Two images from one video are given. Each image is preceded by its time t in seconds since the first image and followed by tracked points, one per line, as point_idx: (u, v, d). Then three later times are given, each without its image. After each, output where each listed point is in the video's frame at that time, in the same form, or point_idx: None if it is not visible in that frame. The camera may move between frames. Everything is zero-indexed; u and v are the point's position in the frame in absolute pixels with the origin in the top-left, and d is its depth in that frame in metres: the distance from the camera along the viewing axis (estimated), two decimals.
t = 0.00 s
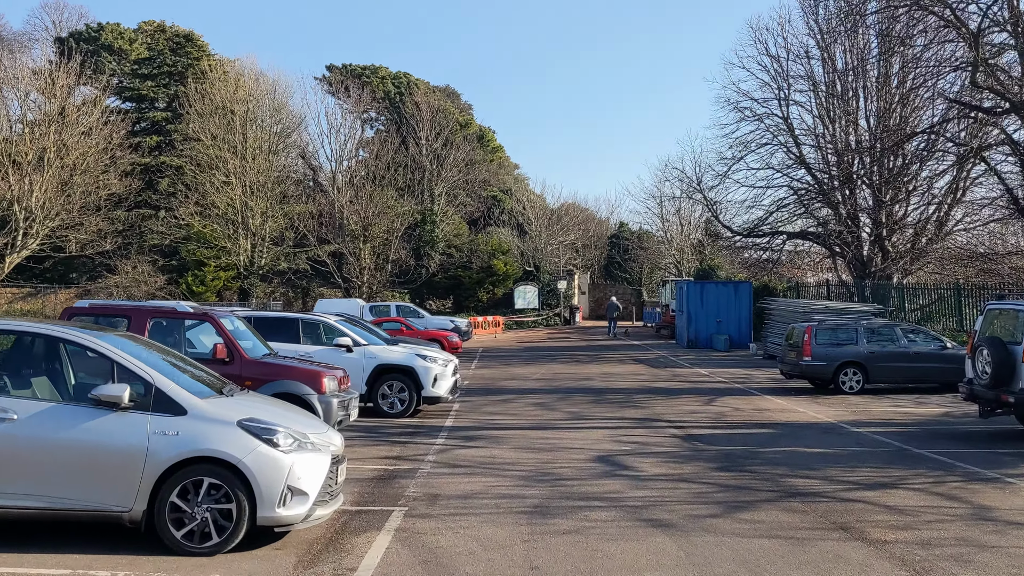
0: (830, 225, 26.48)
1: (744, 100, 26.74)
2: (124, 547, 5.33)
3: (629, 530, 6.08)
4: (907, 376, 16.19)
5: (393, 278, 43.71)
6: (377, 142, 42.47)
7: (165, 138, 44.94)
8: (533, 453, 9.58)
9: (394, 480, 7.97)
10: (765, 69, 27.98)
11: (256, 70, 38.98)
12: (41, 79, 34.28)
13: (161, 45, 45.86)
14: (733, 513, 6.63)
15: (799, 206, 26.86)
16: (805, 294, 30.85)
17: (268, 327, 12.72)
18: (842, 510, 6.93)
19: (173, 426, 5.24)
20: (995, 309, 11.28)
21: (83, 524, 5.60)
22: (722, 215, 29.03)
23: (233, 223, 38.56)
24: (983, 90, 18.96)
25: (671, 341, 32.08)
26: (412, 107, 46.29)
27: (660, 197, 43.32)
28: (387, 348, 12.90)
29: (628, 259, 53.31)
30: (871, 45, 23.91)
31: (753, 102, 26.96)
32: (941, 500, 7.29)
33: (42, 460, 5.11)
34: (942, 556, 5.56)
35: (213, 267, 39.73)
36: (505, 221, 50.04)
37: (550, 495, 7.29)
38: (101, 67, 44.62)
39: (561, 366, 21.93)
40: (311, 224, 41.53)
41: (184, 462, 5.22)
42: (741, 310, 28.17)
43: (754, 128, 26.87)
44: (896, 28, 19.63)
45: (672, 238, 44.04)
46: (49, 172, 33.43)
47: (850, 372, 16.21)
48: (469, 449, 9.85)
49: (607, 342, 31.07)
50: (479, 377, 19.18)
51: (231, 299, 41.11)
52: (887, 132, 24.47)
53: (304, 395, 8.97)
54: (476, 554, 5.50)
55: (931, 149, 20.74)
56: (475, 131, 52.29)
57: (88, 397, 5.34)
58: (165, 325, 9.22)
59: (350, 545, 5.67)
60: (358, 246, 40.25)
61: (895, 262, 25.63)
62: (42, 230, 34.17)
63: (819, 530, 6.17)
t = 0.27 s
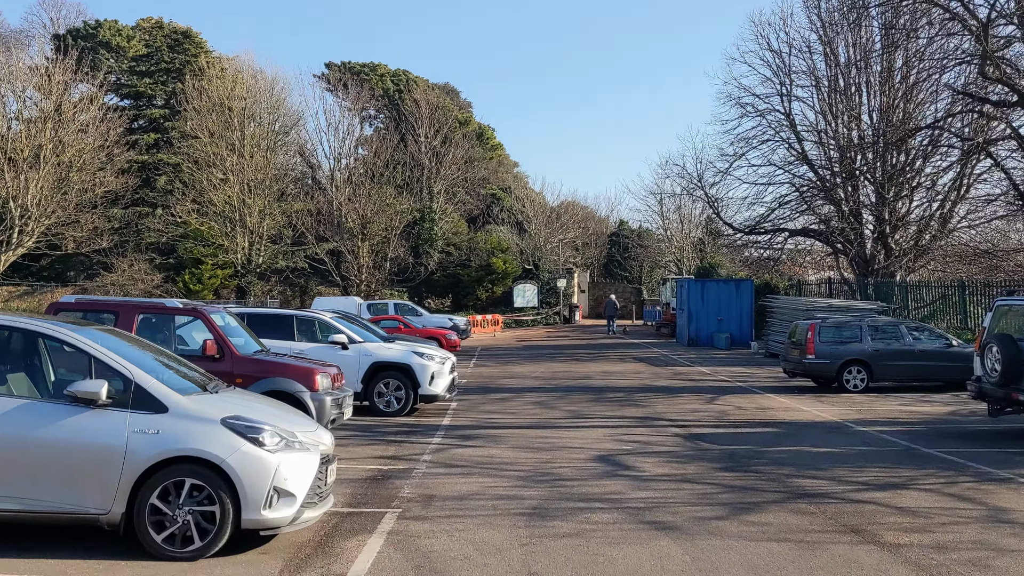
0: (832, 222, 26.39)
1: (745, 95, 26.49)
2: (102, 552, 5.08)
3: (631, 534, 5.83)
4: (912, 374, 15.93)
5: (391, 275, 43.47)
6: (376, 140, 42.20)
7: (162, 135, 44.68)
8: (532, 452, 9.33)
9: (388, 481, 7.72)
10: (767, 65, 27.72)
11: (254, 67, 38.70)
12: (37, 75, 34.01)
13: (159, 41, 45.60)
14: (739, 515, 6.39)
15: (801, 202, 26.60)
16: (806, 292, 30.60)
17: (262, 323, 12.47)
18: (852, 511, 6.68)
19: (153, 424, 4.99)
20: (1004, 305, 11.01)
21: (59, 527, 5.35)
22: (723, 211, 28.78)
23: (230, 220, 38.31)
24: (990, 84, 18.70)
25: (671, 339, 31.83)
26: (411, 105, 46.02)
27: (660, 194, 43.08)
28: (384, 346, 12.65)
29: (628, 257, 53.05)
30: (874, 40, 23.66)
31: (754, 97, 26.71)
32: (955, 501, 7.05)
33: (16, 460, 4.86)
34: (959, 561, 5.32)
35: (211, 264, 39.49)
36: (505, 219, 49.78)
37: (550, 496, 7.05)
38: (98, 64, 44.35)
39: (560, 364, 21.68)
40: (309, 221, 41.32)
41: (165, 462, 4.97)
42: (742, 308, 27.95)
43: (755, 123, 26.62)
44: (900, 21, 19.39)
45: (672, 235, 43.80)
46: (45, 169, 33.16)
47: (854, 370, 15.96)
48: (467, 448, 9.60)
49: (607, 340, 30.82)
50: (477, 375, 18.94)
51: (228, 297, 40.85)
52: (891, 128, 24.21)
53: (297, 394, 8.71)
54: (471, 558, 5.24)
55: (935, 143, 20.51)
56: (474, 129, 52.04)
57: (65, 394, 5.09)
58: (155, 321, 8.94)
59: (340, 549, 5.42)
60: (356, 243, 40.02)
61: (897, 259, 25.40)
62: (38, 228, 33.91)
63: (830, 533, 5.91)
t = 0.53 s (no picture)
0: (834, 221, 26.18)
1: (747, 94, 26.26)
2: (81, 566, 4.85)
3: (635, 545, 5.61)
4: (918, 375, 15.71)
5: (389, 275, 43.26)
6: (375, 139, 42.00)
7: (161, 135, 44.45)
8: (532, 457, 9.10)
9: (383, 487, 7.48)
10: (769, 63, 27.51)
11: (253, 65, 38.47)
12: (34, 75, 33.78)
13: (157, 40, 45.38)
14: (747, 525, 6.16)
15: (803, 202, 26.40)
16: (807, 292, 30.39)
17: (257, 324, 12.24)
18: (863, 520, 6.45)
19: (134, 433, 4.75)
20: (1015, 305, 10.75)
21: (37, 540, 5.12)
22: (724, 211, 28.58)
23: (228, 220, 38.08)
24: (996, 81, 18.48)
25: (672, 339, 31.60)
26: (410, 104, 45.80)
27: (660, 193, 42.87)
28: (381, 347, 12.41)
29: (628, 257, 52.85)
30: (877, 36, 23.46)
31: (756, 96, 26.49)
32: (969, 509, 6.82)
33: None
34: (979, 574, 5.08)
35: (209, 265, 39.25)
36: (504, 218, 49.55)
37: (550, 504, 6.82)
38: (96, 64, 44.13)
39: (560, 365, 21.45)
40: (308, 221, 41.11)
41: (146, 473, 4.73)
42: (743, 308, 27.68)
43: (757, 122, 26.41)
44: (905, 18, 19.17)
45: (672, 235, 43.60)
46: (42, 168, 32.92)
47: (859, 371, 15.73)
48: (465, 453, 9.37)
49: (607, 341, 30.59)
50: (476, 376, 18.71)
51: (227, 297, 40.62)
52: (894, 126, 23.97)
53: (291, 397, 8.48)
54: (468, 573, 5.01)
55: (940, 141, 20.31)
56: (473, 128, 51.80)
57: (43, 401, 4.85)
58: (145, 323, 8.70)
59: (331, 561, 5.18)
60: (355, 243, 39.81)
61: (900, 259, 25.18)
62: (35, 228, 33.67)
63: (842, 544, 5.68)
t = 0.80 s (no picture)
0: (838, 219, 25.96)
1: (750, 90, 26.02)
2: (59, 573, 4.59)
3: (643, 550, 5.35)
4: (925, 375, 15.45)
5: (389, 274, 43.03)
6: (375, 137, 41.77)
7: (159, 133, 44.18)
8: (533, 458, 8.84)
9: (379, 489, 7.22)
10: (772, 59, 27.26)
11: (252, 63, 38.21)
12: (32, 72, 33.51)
13: (156, 38, 45.13)
14: (759, 529, 5.90)
15: (807, 200, 26.13)
16: (811, 291, 30.12)
17: (252, 322, 11.97)
18: (880, 523, 6.19)
19: (115, 432, 4.49)
20: None
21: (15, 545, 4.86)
22: (727, 209, 28.32)
23: (227, 218, 37.83)
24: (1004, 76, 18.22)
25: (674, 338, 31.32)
26: (410, 102, 45.55)
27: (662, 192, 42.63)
28: (379, 345, 12.15)
29: (629, 256, 52.60)
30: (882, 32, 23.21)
31: (759, 92, 26.24)
32: (988, 512, 6.56)
33: None
34: None
35: (207, 263, 38.98)
36: (504, 217, 49.29)
37: (553, 507, 6.56)
38: (94, 61, 43.88)
39: (561, 364, 21.19)
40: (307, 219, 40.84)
41: (127, 474, 4.47)
42: (746, 307, 27.38)
43: (760, 119, 26.15)
44: (911, 12, 18.91)
45: (674, 234, 43.35)
46: (39, 166, 32.65)
47: (865, 370, 15.47)
48: (465, 453, 9.11)
49: (609, 340, 30.31)
50: (476, 375, 18.45)
51: (226, 296, 40.34)
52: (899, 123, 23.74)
53: (285, 396, 8.22)
54: None
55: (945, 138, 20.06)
56: (474, 126, 51.55)
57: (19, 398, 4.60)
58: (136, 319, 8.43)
59: (323, 567, 4.93)
60: (354, 242, 39.54)
61: (905, 257, 24.93)
62: (32, 226, 33.39)
63: (860, 549, 5.43)
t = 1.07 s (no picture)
0: (837, 218, 25.70)
1: (748, 88, 25.76)
2: None
3: (645, 565, 5.09)
4: (927, 376, 15.23)
5: (384, 273, 42.72)
6: (369, 135, 41.46)
7: (152, 130, 43.79)
8: (530, 463, 8.58)
9: (370, 498, 6.96)
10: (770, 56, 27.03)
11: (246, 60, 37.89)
12: (22, 68, 33.11)
13: (149, 34, 44.75)
14: (765, 541, 5.65)
15: (805, 198, 25.88)
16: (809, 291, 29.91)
17: (241, 323, 11.69)
18: (890, 533, 5.94)
19: (84, 443, 4.22)
20: None
21: None
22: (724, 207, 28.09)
23: (220, 216, 37.46)
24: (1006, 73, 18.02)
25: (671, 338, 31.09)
26: (405, 99, 45.25)
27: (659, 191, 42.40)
28: (371, 346, 11.88)
29: (626, 256, 52.36)
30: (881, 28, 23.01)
31: (757, 90, 25.98)
32: (1002, 522, 6.32)
33: None
34: None
35: (200, 262, 38.55)
36: (500, 216, 49.02)
37: (550, 516, 6.30)
38: (87, 58, 43.48)
39: (558, 365, 20.94)
40: (302, 217, 40.51)
41: (97, 487, 4.20)
42: (744, 307, 27.13)
43: (757, 117, 25.92)
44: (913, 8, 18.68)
45: (671, 233, 43.14)
46: (30, 163, 32.24)
47: (866, 371, 15.25)
48: (459, 458, 8.85)
49: (605, 340, 30.06)
50: (471, 376, 18.19)
51: (219, 295, 39.95)
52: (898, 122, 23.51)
53: (272, 400, 7.95)
54: None
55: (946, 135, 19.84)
56: (470, 124, 51.25)
57: None
58: (119, 321, 8.15)
59: None
60: (349, 240, 39.19)
61: (905, 257, 24.70)
62: (22, 223, 32.98)
63: (872, 563, 5.18)
